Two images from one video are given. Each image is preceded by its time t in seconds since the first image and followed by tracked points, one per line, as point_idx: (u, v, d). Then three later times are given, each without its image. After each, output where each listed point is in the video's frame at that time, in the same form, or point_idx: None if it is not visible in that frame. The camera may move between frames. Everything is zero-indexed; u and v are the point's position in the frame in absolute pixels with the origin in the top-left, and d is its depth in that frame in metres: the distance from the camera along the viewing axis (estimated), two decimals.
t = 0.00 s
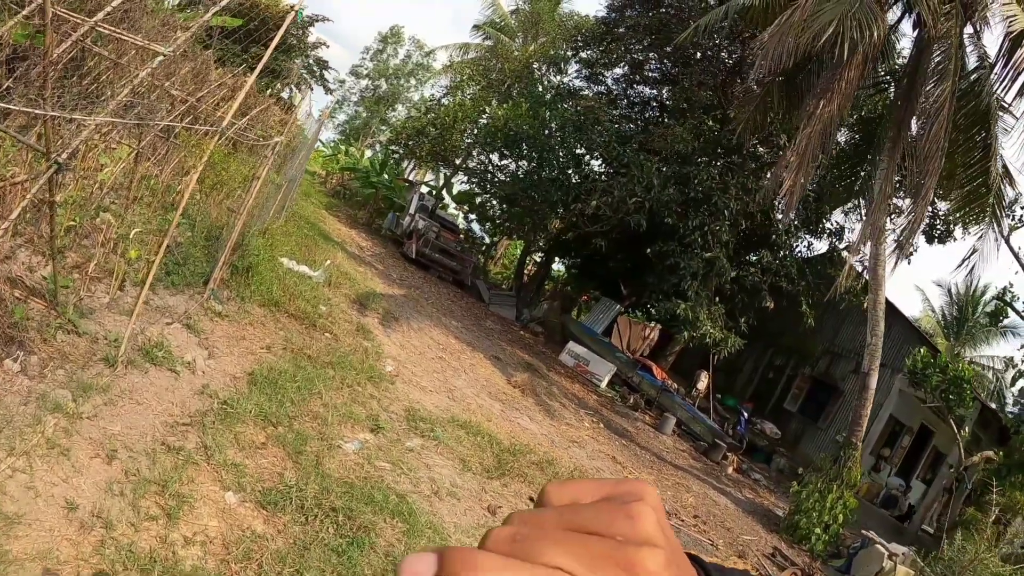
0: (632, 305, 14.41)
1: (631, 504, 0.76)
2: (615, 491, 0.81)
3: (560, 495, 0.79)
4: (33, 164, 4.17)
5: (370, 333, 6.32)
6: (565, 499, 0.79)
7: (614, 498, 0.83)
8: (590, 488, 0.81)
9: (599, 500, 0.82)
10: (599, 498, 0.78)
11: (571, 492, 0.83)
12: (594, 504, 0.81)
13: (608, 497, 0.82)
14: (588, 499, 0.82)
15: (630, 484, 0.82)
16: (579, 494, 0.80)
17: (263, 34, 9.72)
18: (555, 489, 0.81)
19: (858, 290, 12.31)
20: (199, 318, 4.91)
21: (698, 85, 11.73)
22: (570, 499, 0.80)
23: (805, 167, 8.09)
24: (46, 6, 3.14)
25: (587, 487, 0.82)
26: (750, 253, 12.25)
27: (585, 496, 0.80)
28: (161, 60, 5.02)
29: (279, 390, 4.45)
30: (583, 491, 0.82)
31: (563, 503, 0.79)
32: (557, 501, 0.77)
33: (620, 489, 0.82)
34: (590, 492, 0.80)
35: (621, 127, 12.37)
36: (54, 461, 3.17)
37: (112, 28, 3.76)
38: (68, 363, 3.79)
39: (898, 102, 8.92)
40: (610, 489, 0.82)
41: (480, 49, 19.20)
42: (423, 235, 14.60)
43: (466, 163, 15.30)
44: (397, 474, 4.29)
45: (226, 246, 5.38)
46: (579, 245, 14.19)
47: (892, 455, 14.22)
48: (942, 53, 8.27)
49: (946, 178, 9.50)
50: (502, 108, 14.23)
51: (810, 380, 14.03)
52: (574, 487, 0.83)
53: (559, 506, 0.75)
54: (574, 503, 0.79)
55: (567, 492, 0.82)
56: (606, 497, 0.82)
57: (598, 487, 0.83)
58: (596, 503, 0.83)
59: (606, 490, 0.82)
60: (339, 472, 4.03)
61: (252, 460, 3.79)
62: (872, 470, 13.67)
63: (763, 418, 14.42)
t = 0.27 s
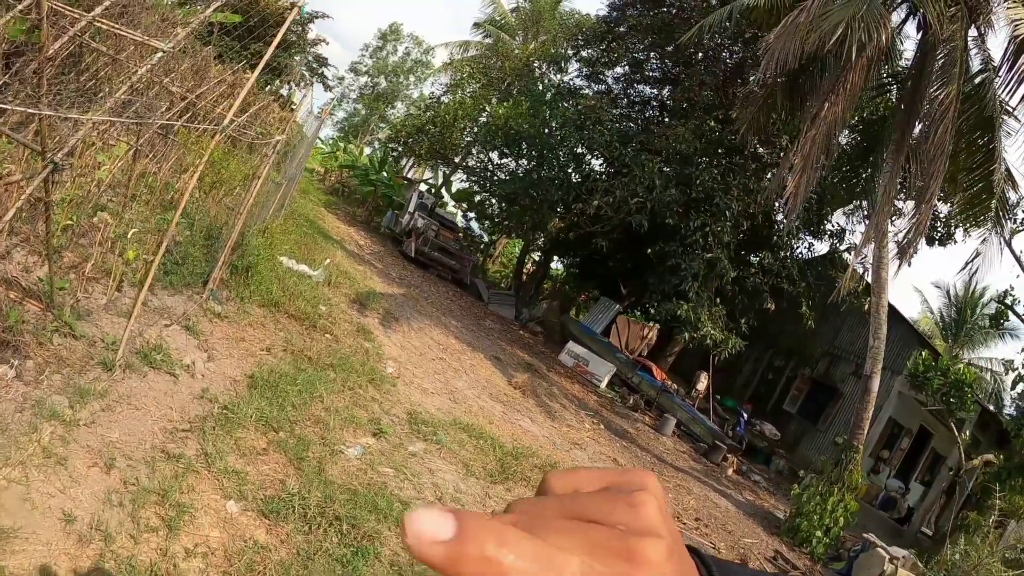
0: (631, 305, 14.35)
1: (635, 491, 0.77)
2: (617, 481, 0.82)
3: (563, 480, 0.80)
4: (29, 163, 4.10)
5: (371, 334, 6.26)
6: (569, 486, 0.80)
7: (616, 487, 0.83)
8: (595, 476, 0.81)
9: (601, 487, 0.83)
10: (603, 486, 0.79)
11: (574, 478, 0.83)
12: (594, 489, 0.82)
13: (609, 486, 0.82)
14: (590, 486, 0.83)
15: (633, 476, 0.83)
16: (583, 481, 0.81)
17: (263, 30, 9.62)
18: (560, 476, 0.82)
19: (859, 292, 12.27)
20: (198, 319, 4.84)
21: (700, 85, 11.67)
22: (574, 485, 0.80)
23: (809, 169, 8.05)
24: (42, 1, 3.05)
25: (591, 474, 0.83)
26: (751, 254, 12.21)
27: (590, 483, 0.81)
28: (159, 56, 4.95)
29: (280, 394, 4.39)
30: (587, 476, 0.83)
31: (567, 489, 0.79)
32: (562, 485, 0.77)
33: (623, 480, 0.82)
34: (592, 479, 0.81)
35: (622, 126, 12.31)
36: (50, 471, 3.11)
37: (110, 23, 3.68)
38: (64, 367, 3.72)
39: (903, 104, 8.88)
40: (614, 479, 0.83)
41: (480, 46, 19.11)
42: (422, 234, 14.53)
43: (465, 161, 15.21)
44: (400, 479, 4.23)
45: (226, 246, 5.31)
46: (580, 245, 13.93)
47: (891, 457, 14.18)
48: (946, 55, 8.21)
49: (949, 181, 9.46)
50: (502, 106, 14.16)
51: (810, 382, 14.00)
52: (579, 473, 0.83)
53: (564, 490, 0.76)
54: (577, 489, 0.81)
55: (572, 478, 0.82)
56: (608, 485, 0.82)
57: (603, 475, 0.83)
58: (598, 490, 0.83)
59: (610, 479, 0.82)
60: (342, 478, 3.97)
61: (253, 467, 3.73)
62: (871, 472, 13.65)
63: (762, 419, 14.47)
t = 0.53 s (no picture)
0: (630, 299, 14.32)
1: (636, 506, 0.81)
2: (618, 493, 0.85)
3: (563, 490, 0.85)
4: (23, 157, 4.05)
5: (370, 329, 6.22)
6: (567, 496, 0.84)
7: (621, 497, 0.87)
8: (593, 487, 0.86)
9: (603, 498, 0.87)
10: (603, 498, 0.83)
11: (572, 490, 0.88)
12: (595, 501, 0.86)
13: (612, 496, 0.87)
14: (588, 497, 0.89)
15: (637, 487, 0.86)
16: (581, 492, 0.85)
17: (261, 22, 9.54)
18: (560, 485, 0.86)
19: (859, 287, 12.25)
20: (196, 314, 4.80)
21: (700, 79, 11.64)
22: (573, 497, 0.86)
23: (810, 163, 8.02)
24: None
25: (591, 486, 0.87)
26: (750, 249, 12.18)
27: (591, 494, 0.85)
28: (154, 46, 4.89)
29: (280, 390, 4.35)
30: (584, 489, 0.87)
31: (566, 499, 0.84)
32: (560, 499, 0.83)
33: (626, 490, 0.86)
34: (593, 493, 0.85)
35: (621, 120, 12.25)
36: (47, 472, 3.07)
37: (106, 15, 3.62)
38: (60, 365, 3.67)
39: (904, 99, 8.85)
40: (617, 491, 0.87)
41: (478, 40, 19.03)
42: (421, 227, 14.47)
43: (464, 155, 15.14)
44: (402, 477, 4.21)
45: (224, 240, 5.26)
46: (579, 239, 14.01)
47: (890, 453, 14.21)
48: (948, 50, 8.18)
49: (949, 177, 9.44)
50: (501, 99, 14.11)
51: (809, 377, 14.00)
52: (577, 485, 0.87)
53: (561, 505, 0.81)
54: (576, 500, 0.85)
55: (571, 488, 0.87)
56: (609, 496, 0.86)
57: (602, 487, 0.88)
58: (597, 501, 0.89)
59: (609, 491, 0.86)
60: (342, 476, 3.94)
61: (253, 466, 3.70)
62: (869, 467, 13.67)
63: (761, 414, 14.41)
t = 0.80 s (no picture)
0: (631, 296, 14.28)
1: (633, 508, 0.84)
2: (618, 494, 0.88)
3: (563, 492, 0.86)
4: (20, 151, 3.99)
5: (371, 325, 6.17)
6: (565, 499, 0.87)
7: (620, 498, 0.89)
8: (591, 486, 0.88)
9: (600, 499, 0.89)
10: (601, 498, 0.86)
11: (574, 490, 0.90)
12: (595, 504, 0.88)
13: (611, 497, 0.89)
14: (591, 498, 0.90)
15: (634, 485, 0.89)
16: (582, 494, 0.87)
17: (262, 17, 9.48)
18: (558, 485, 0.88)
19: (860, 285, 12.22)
20: (195, 310, 4.75)
21: (702, 76, 11.58)
22: (575, 498, 0.87)
23: (815, 161, 7.97)
24: None
25: (589, 485, 0.89)
26: (752, 247, 12.12)
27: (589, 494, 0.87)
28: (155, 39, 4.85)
29: (280, 388, 4.31)
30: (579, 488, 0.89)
31: (565, 501, 0.86)
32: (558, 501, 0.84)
33: (625, 492, 0.88)
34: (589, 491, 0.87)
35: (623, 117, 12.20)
36: (43, 472, 3.03)
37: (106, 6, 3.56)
38: (58, 362, 3.62)
39: (909, 98, 8.80)
40: (614, 489, 0.90)
41: (479, 36, 18.97)
42: (421, 223, 14.42)
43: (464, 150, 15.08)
44: (404, 476, 4.17)
45: (224, 235, 5.20)
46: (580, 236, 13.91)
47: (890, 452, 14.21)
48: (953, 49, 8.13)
49: (953, 176, 9.40)
50: (502, 95, 14.04)
51: (809, 375, 13.98)
52: (575, 485, 0.89)
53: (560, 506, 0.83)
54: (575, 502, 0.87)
55: (569, 487, 0.89)
56: (607, 497, 0.88)
57: (599, 485, 0.90)
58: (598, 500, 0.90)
59: (608, 491, 0.89)
60: (344, 475, 3.90)
61: (253, 465, 3.66)
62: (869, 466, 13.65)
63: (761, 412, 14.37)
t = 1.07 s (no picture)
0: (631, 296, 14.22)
1: (640, 510, 1.04)
2: (626, 497, 1.08)
3: (572, 496, 1.07)
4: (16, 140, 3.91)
5: (371, 322, 6.09)
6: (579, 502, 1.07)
7: (626, 500, 1.10)
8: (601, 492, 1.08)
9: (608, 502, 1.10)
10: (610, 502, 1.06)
11: (583, 495, 1.10)
12: (602, 505, 1.09)
13: (617, 499, 1.09)
14: (598, 501, 1.09)
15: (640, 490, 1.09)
16: (590, 498, 1.08)
17: (264, 8, 9.36)
18: (571, 490, 1.09)
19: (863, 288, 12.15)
20: (193, 306, 4.66)
21: (707, 76, 11.50)
22: (584, 501, 1.08)
23: (821, 163, 7.89)
24: None
25: (599, 491, 1.09)
26: (755, 248, 12.04)
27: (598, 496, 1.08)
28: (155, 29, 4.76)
29: (280, 387, 4.23)
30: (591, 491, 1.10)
31: (577, 505, 1.07)
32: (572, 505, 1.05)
33: (631, 495, 1.09)
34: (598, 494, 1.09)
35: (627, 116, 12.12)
36: (34, 476, 2.95)
37: None
38: (51, 359, 3.54)
39: (916, 101, 8.72)
40: (622, 493, 1.10)
41: (482, 32, 18.84)
42: (421, 219, 14.33)
43: (466, 147, 14.98)
44: (406, 479, 4.10)
45: (223, 230, 5.11)
46: (581, 234, 13.83)
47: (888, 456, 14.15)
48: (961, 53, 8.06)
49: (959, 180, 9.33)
50: (505, 92, 13.94)
51: (810, 378, 13.93)
52: (587, 490, 1.10)
53: (573, 509, 1.04)
54: (587, 505, 1.08)
55: (582, 492, 1.10)
56: (616, 500, 1.09)
57: (608, 490, 1.10)
58: (606, 503, 1.10)
59: (616, 495, 1.09)
60: (344, 478, 3.83)
61: (252, 467, 3.59)
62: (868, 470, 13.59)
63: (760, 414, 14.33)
